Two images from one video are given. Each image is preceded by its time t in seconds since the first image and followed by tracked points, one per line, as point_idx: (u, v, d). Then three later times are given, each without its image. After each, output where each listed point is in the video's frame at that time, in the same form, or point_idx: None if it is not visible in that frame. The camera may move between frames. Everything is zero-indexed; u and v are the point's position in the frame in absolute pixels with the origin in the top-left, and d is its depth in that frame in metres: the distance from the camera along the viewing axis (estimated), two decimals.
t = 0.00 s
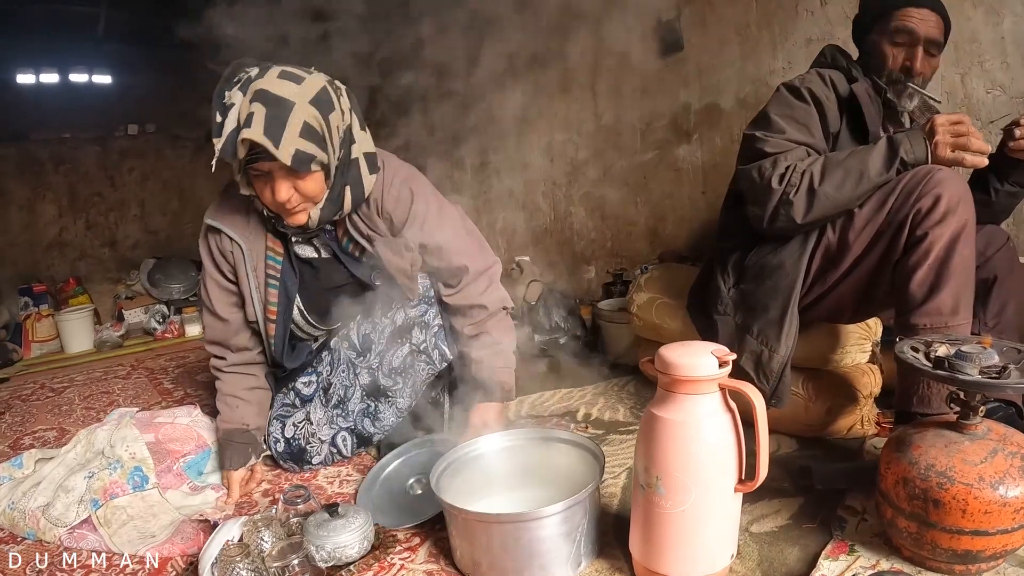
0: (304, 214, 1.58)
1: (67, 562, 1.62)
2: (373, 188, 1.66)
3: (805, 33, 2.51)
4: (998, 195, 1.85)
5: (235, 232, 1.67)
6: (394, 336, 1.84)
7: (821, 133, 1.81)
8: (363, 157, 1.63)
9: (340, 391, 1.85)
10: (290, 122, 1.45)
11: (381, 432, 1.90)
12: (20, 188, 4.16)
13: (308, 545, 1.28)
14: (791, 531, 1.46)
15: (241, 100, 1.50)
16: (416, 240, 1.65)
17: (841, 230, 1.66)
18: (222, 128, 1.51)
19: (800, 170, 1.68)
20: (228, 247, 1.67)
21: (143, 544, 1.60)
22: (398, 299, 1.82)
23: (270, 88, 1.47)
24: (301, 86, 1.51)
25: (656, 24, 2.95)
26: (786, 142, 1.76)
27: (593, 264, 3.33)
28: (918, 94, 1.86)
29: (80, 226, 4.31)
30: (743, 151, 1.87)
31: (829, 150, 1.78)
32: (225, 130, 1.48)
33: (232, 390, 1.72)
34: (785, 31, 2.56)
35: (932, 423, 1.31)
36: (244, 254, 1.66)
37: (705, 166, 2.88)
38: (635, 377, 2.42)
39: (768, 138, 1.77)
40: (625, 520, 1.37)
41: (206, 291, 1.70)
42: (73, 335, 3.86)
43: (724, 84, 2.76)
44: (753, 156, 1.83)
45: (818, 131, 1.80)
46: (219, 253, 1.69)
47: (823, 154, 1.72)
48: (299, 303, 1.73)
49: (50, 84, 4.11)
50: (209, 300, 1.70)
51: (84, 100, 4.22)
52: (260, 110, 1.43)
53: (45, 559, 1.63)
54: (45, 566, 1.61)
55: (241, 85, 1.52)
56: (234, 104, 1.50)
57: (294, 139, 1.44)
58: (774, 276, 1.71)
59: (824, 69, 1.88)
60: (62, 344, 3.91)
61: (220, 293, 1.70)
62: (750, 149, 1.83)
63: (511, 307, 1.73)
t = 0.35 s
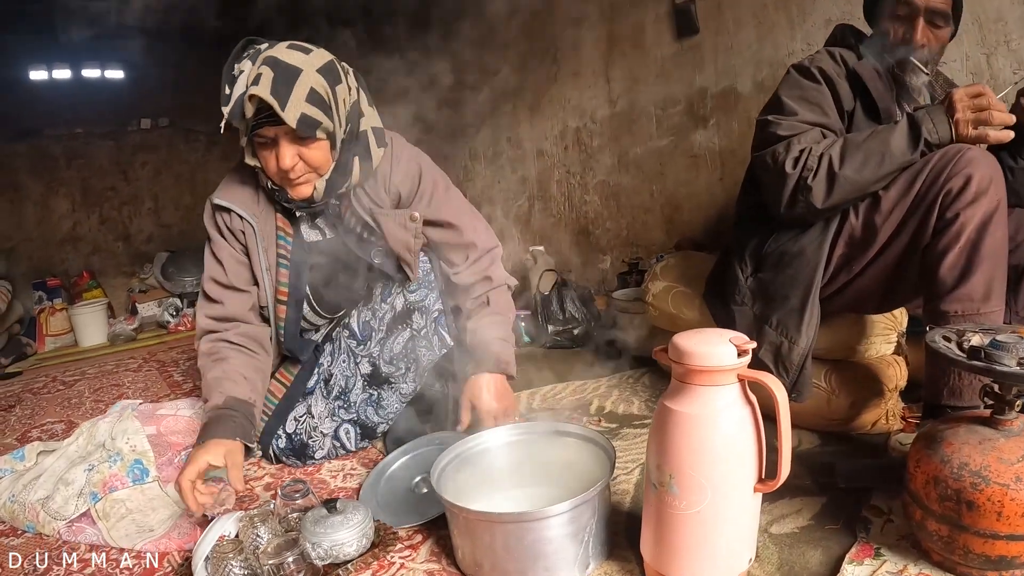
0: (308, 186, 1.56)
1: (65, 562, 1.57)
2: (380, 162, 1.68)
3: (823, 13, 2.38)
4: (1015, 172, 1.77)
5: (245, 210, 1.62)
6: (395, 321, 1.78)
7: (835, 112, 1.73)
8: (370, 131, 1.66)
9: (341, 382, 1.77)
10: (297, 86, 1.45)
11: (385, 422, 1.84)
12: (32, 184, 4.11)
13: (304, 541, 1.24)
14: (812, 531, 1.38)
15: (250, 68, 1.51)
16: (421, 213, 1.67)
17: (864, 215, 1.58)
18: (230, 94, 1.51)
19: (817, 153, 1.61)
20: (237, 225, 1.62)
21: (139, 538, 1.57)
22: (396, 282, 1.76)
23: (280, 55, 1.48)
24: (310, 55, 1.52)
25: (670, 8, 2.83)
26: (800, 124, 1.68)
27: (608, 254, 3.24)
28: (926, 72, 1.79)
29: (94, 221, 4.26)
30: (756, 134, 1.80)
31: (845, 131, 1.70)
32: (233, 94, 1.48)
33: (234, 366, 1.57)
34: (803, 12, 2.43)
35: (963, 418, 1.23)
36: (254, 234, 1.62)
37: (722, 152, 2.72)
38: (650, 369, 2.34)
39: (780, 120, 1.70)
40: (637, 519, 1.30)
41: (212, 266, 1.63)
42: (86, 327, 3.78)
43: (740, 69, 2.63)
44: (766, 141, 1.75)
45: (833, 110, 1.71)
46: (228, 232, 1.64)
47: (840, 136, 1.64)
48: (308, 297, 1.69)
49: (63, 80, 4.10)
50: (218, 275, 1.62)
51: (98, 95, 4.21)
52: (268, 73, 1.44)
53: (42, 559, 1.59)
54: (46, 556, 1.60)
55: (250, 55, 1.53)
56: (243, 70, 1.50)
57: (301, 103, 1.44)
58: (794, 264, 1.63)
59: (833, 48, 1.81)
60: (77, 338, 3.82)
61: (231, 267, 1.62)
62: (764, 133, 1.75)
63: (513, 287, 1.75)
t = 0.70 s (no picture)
0: (308, 171, 1.51)
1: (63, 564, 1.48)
2: (385, 146, 1.63)
3: None
4: None
5: (241, 202, 1.58)
6: (397, 313, 1.72)
7: (856, 92, 1.66)
8: (375, 114, 1.60)
9: (343, 375, 1.73)
10: (297, 66, 1.41)
11: (389, 417, 1.82)
12: (46, 178, 4.10)
13: (300, 535, 1.21)
14: (831, 531, 1.32)
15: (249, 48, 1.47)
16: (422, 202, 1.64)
17: (887, 198, 1.53)
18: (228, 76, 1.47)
19: (837, 133, 1.54)
20: (233, 218, 1.58)
21: (138, 530, 1.53)
22: (397, 273, 1.69)
23: (281, 34, 1.44)
24: (311, 35, 1.48)
25: None
26: (820, 104, 1.62)
27: (621, 245, 3.18)
28: (950, 54, 1.75)
29: (108, 215, 4.26)
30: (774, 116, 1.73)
31: (866, 111, 1.63)
32: (232, 73, 1.44)
33: (210, 366, 1.52)
34: None
35: (991, 412, 1.16)
36: (251, 228, 1.58)
37: (738, 140, 2.65)
38: (664, 361, 2.28)
39: (799, 100, 1.64)
40: (647, 517, 1.25)
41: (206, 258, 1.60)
42: (100, 320, 3.76)
43: (755, 54, 2.55)
44: (784, 122, 1.69)
45: (854, 90, 1.65)
46: (222, 224, 1.60)
47: (861, 115, 1.58)
48: (307, 289, 1.64)
49: (76, 76, 4.09)
50: (209, 269, 1.59)
51: (111, 91, 4.21)
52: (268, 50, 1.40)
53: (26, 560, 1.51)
54: (43, 549, 1.55)
55: (249, 36, 1.49)
56: (242, 50, 1.46)
57: (302, 83, 1.40)
58: (813, 250, 1.57)
59: (853, 26, 1.74)
60: (90, 331, 3.78)
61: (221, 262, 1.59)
62: (782, 115, 1.69)
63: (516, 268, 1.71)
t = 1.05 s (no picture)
0: (333, 152, 1.52)
1: (68, 564, 1.44)
2: (409, 131, 1.63)
3: None
4: None
5: (259, 180, 1.61)
6: (411, 300, 1.69)
7: (879, 77, 1.61)
8: (400, 99, 1.61)
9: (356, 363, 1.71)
10: (332, 46, 1.43)
11: (404, 406, 1.79)
12: (62, 174, 4.12)
13: (310, 527, 1.19)
14: (856, 527, 1.28)
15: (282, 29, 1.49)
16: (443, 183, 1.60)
17: (910, 183, 1.48)
18: (262, 54, 1.49)
19: (859, 117, 1.51)
20: (251, 197, 1.62)
21: (147, 522, 1.51)
22: (414, 258, 1.67)
23: (315, 16, 1.46)
24: (344, 19, 1.50)
25: None
26: (841, 88, 1.57)
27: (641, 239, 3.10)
28: (971, 38, 1.68)
29: (122, 210, 4.27)
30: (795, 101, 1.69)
31: (890, 96, 1.58)
32: (267, 51, 1.46)
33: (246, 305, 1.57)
34: None
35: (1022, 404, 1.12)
36: (267, 206, 1.60)
37: (756, 130, 2.60)
38: (682, 353, 2.25)
39: (820, 84, 1.59)
40: (666, 511, 1.22)
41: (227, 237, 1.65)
42: (115, 315, 3.77)
43: (773, 43, 2.50)
44: (804, 107, 1.65)
45: (877, 75, 1.60)
46: (241, 204, 1.63)
47: (883, 100, 1.54)
48: (318, 266, 1.64)
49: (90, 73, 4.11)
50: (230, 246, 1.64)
51: (125, 88, 4.22)
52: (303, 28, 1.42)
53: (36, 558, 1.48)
54: (52, 541, 1.55)
55: (284, 16, 1.52)
56: (276, 30, 1.48)
57: (334, 63, 1.42)
58: (836, 238, 1.53)
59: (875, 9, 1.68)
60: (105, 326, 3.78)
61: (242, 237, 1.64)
62: (802, 99, 1.65)
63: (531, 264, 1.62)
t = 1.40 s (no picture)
0: (369, 154, 1.52)
1: (83, 565, 1.48)
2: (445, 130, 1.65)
3: None
4: None
5: (292, 178, 1.53)
6: (437, 298, 1.70)
7: (907, 70, 1.58)
8: (437, 99, 1.63)
9: (379, 362, 1.69)
10: (372, 44, 1.42)
11: (425, 406, 1.79)
12: (77, 173, 4.14)
13: (330, 529, 1.17)
14: (886, 529, 1.25)
15: (317, 26, 1.46)
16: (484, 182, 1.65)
17: (940, 177, 1.45)
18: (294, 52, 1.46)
19: (888, 110, 1.47)
20: (283, 195, 1.52)
21: (162, 522, 1.55)
22: (442, 255, 1.67)
23: (353, 15, 1.45)
24: (378, 17, 1.49)
25: None
26: (869, 81, 1.55)
27: (657, 233, 3.14)
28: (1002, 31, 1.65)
29: (137, 208, 4.28)
30: (821, 94, 1.67)
31: (918, 89, 1.55)
32: (303, 49, 1.43)
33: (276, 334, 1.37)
34: None
35: None
36: (302, 206, 1.52)
37: (775, 124, 2.57)
38: (703, 351, 2.23)
39: (847, 77, 1.56)
40: (693, 512, 1.21)
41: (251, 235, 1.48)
42: (130, 312, 3.76)
43: (793, 36, 2.46)
44: (831, 100, 1.62)
45: (904, 67, 1.57)
46: (270, 200, 1.52)
47: (912, 93, 1.51)
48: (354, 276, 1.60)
49: (105, 72, 4.13)
50: (255, 240, 1.47)
51: (139, 86, 4.24)
52: (343, 27, 1.41)
53: (47, 558, 1.52)
54: (66, 540, 1.59)
55: (315, 13, 1.49)
56: (309, 27, 1.46)
57: (376, 62, 1.41)
58: (863, 234, 1.51)
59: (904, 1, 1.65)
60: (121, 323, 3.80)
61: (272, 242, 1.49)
62: (829, 92, 1.62)
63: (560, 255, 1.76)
